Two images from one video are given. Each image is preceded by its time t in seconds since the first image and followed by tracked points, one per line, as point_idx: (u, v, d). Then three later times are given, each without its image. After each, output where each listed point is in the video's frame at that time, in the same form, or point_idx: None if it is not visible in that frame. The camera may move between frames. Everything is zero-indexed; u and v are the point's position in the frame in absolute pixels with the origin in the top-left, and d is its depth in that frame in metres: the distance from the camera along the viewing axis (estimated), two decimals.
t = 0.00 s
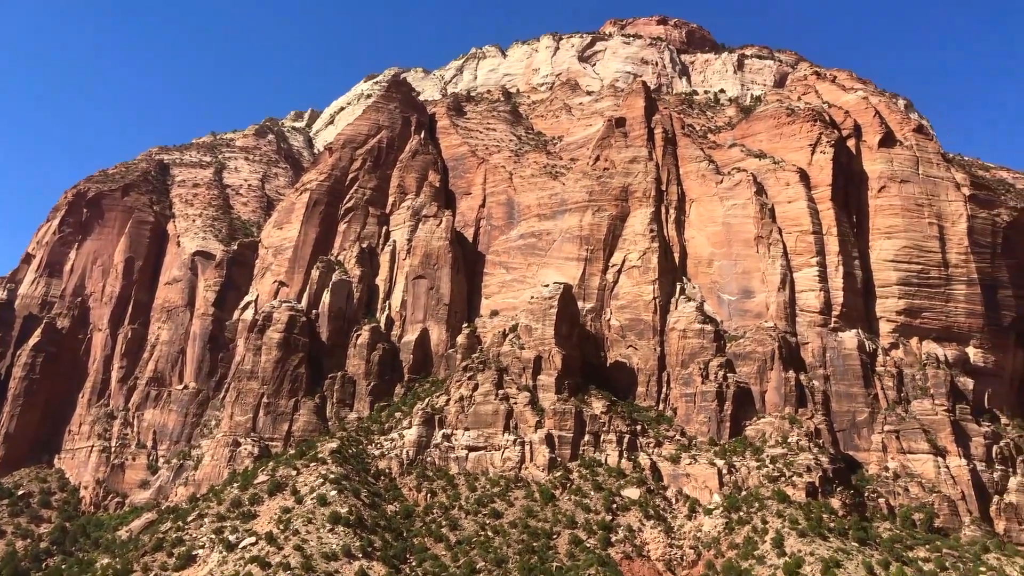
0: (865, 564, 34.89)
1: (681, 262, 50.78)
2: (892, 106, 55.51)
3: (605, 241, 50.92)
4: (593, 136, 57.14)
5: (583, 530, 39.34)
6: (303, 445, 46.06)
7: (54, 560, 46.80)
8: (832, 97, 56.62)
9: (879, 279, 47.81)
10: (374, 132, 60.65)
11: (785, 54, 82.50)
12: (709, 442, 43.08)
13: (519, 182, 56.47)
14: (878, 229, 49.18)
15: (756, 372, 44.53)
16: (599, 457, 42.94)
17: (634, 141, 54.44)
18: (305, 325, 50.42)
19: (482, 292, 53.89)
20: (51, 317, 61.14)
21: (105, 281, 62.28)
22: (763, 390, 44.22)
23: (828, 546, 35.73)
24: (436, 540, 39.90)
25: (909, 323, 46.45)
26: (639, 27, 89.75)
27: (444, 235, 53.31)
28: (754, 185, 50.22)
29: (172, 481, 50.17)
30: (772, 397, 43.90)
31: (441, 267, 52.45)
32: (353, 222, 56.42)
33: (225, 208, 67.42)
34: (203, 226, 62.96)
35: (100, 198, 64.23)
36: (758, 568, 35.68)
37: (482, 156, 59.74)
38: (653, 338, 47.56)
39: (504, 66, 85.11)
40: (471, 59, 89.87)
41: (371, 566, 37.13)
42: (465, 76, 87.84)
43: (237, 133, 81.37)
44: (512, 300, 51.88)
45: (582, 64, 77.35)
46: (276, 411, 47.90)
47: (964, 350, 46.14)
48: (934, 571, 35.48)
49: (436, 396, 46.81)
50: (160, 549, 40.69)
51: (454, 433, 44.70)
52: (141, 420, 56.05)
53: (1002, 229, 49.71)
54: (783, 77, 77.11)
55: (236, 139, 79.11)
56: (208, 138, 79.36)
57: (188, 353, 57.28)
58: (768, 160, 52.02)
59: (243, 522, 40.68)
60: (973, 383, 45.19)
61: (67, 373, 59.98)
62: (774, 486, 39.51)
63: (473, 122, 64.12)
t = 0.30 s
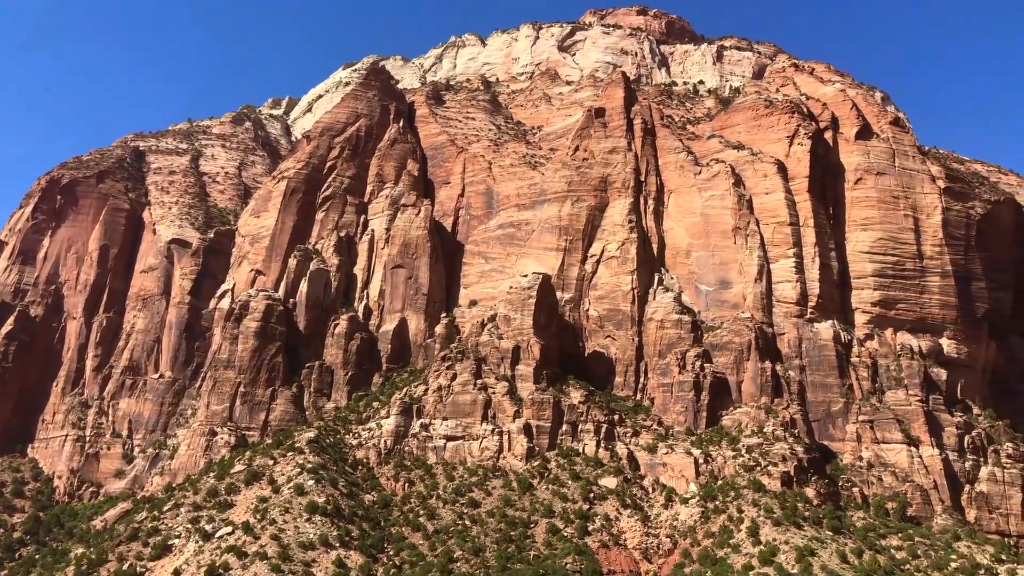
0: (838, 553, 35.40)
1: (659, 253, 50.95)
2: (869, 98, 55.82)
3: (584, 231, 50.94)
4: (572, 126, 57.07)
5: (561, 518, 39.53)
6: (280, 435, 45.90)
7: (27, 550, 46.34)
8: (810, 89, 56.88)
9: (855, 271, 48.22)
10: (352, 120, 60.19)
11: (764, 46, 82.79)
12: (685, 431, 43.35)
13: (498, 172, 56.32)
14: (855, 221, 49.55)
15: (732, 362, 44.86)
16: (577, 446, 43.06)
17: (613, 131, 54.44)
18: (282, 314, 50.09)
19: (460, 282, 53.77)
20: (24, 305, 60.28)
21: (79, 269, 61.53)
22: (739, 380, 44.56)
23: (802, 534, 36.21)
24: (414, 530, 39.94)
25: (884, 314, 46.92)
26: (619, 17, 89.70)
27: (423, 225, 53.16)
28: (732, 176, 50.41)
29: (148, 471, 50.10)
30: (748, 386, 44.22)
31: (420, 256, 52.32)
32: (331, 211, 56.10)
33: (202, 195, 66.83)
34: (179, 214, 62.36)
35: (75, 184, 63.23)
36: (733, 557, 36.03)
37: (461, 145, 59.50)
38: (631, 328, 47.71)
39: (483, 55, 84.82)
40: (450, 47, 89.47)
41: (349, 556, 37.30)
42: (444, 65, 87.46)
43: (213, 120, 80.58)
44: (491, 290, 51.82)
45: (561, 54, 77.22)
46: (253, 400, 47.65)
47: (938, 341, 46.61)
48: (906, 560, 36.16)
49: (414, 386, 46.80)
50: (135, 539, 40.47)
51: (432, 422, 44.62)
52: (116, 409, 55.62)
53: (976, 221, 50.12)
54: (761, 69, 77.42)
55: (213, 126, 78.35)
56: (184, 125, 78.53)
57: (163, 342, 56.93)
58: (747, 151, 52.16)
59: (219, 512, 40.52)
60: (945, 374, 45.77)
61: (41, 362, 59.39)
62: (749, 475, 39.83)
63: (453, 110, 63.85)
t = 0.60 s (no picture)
0: (817, 538, 36.07)
1: (641, 240, 51.02)
2: (851, 86, 56.02)
3: (566, 218, 50.96)
4: (554, 113, 56.99)
5: (543, 504, 39.79)
6: (261, 421, 45.77)
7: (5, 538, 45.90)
8: (792, 77, 57.04)
9: (835, 258, 48.54)
10: (333, 105, 59.78)
11: (746, 33, 82.88)
12: (666, 418, 43.58)
13: (480, 158, 56.15)
14: (836, 208, 49.76)
15: (714, 349, 45.04)
16: (559, 433, 43.21)
17: (596, 118, 54.43)
18: (263, 301, 49.83)
19: (442, 269, 53.65)
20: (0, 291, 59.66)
21: (57, 255, 61.10)
22: (721, 366, 44.79)
23: (781, 520, 36.67)
24: (396, 516, 40.06)
25: (864, 301, 47.29)
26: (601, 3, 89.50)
27: (405, 211, 52.94)
28: (714, 163, 50.54)
29: (128, 458, 49.94)
30: (729, 373, 44.47)
31: (402, 243, 52.17)
32: (313, 197, 55.82)
33: (182, 180, 66.29)
34: (158, 199, 61.84)
35: (52, 169, 62.50)
36: (713, 542, 36.44)
37: (443, 131, 59.26)
38: (613, 315, 47.86)
39: (466, 40, 84.43)
40: (432, 32, 89.00)
41: (331, 542, 37.43)
42: (426, 50, 87.02)
43: (193, 104, 79.81)
44: (474, 277, 51.68)
45: (544, 40, 76.97)
46: (234, 387, 47.47)
47: (916, 328, 47.02)
48: (883, 544, 36.92)
49: (397, 372, 46.90)
50: (116, 526, 40.27)
51: (414, 409, 44.67)
52: (96, 395, 55.23)
53: (955, 210, 50.56)
54: (743, 56, 77.53)
55: (193, 111, 77.61)
56: (164, 109, 77.72)
57: (143, 328, 56.57)
58: (729, 139, 52.30)
59: (201, 498, 40.39)
60: (924, 361, 45.93)
61: (18, 348, 58.95)
62: (729, 461, 40.13)
63: (435, 96, 63.56)
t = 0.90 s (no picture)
0: (798, 520, 36.52)
1: (625, 224, 51.06)
2: (834, 70, 56.12)
3: (551, 202, 50.94)
4: (539, 96, 56.83)
5: (526, 487, 40.03)
6: (245, 405, 45.63)
7: None
8: (776, 61, 57.11)
9: (818, 242, 48.75)
10: (316, 87, 59.28)
11: (731, 17, 82.85)
12: (649, 401, 43.82)
13: (465, 141, 55.92)
14: (818, 192, 50.00)
15: (696, 332, 45.39)
16: (543, 416, 43.31)
17: (580, 101, 54.35)
18: (246, 284, 49.56)
19: (427, 252, 53.51)
20: None
21: (37, 238, 60.75)
22: (703, 350, 45.04)
23: (763, 502, 37.00)
24: (380, 499, 40.17)
25: (845, 285, 47.53)
26: None
27: (388, 194, 52.68)
28: (698, 147, 50.58)
29: (111, 441, 49.91)
30: (711, 356, 44.80)
31: (386, 226, 51.96)
32: (296, 179, 55.55)
33: (163, 162, 65.75)
34: (140, 181, 61.33)
35: (31, 151, 62.00)
36: (695, 524, 36.78)
37: (427, 114, 58.97)
38: (597, 299, 48.00)
39: (450, 22, 83.96)
40: (416, 15, 88.47)
41: (314, 525, 37.53)
42: (410, 32, 86.50)
43: (174, 86, 79.04)
44: (458, 260, 51.56)
45: (529, 23, 76.64)
46: (217, 370, 47.29)
47: (898, 311, 47.28)
48: (862, 526, 37.48)
49: (380, 356, 46.69)
50: (99, 510, 40.08)
51: (398, 392, 44.66)
52: (78, 379, 54.88)
53: (937, 194, 50.88)
54: (728, 40, 77.56)
55: (174, 93, 76.85)
56: (145, 91, 76.93)
57: (125, 312, 56.16)
58: (713, 123, 52.34)
59: (184, 482, 40.32)
60: (905, 344, 46.37)
61: None
62: (711, 443, 40.40)
63: (419, 78, 63.22)
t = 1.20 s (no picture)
0: (776, 502, 36.97)
1: (607, 208, 51.14)
2: (815, 56, 56.28)
3: (532, 186, 50.94)
4: (521, 79, 56.64)
5: (507, 470, 40.27)
6: (225, 388, 45.48)
7: None
8: (757, 46, 57.25)
9: (797, 227, 49.03)
10: (297, 68, 58.77)
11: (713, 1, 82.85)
12: (629, 384, 44.08)
13: (447, 124, 55.68)
14: (798, 178, 50.26)
15: (677, 316, 45.58)
16: (524, 399, 43.45)
17: (563, 85, 54.28)
18: (226, 267, 49.32)
19: (408, 235, 53.35)
20: None
21: (14, 219, 60.21)
22: (683, 333, 45.29)
23: (741, 484, 37.38)
24: (361, 481, 40.23)
25: (824, 270, 47.88)
26: None
27: (369, 177, 52.42)
28: (679, 132, 50.67)
29: (90, 424, 49.49)
30: (691, 340, 45.05)
31: (367, 209, 51.72)
32: (276, 161, 55.23)
33: (142, 144, 65.15)
34: (118, 162, 60.75)
35: (7, 131, 61.29)
36: (674, 506, 37.12)
37: (409, 96, 58.67)
38: (578, 283, 48.11)
39: (432, 3, 83.44)
40: None
41: (294, 508, 37.58)
42: (392, 14, 85.95)
43: (153, 66, 78.16)
44: (439, 244, 51.52)
45: (511, 5, 76.30)
46: (196, 353, 47.09)
47: (875, 296, 47.71)
48: (839, 508, 38.04)
49: (361, 339, 46.59)
50: (77, 493, 39.87)
51: (379, 375, 44.58)
52: (55, 361, 54.48)
53: (916, 179, 51.25)
54: (710, 24, 77.59)
55: (153, 73, 75.99)
56: (123, 71, 76.02)
57: (104, 294, 55.82)
58: (694, 107, 52.39)
59: (164, 465, 40.21)
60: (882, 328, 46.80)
61: None
62: (691, 426, 40.71)
63: (400, 60, 62.87)
